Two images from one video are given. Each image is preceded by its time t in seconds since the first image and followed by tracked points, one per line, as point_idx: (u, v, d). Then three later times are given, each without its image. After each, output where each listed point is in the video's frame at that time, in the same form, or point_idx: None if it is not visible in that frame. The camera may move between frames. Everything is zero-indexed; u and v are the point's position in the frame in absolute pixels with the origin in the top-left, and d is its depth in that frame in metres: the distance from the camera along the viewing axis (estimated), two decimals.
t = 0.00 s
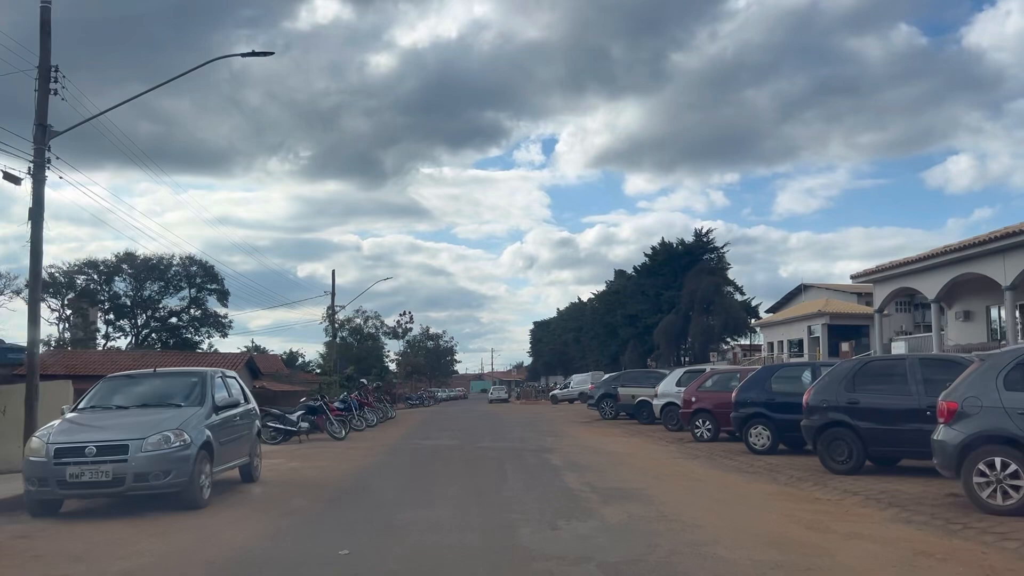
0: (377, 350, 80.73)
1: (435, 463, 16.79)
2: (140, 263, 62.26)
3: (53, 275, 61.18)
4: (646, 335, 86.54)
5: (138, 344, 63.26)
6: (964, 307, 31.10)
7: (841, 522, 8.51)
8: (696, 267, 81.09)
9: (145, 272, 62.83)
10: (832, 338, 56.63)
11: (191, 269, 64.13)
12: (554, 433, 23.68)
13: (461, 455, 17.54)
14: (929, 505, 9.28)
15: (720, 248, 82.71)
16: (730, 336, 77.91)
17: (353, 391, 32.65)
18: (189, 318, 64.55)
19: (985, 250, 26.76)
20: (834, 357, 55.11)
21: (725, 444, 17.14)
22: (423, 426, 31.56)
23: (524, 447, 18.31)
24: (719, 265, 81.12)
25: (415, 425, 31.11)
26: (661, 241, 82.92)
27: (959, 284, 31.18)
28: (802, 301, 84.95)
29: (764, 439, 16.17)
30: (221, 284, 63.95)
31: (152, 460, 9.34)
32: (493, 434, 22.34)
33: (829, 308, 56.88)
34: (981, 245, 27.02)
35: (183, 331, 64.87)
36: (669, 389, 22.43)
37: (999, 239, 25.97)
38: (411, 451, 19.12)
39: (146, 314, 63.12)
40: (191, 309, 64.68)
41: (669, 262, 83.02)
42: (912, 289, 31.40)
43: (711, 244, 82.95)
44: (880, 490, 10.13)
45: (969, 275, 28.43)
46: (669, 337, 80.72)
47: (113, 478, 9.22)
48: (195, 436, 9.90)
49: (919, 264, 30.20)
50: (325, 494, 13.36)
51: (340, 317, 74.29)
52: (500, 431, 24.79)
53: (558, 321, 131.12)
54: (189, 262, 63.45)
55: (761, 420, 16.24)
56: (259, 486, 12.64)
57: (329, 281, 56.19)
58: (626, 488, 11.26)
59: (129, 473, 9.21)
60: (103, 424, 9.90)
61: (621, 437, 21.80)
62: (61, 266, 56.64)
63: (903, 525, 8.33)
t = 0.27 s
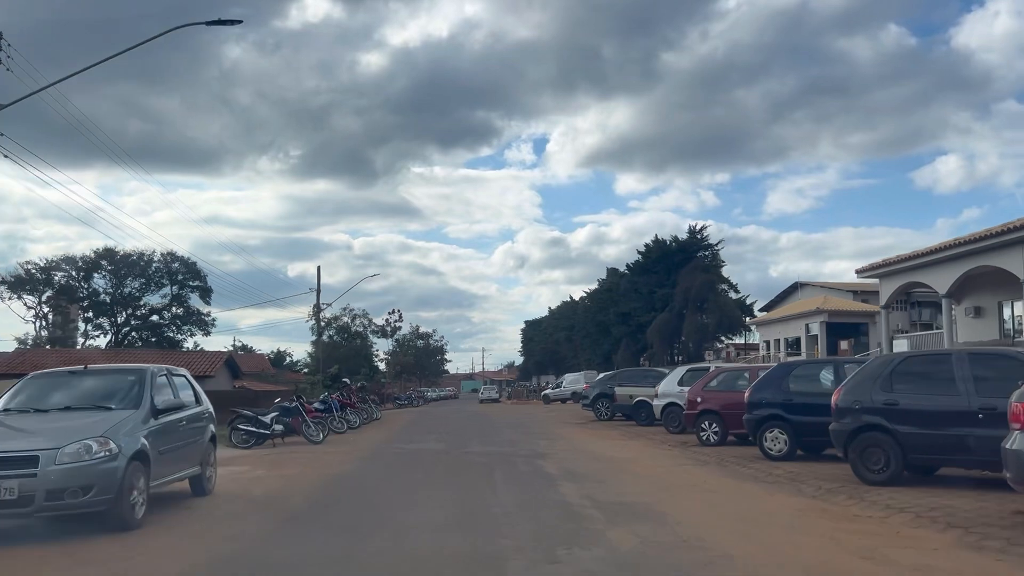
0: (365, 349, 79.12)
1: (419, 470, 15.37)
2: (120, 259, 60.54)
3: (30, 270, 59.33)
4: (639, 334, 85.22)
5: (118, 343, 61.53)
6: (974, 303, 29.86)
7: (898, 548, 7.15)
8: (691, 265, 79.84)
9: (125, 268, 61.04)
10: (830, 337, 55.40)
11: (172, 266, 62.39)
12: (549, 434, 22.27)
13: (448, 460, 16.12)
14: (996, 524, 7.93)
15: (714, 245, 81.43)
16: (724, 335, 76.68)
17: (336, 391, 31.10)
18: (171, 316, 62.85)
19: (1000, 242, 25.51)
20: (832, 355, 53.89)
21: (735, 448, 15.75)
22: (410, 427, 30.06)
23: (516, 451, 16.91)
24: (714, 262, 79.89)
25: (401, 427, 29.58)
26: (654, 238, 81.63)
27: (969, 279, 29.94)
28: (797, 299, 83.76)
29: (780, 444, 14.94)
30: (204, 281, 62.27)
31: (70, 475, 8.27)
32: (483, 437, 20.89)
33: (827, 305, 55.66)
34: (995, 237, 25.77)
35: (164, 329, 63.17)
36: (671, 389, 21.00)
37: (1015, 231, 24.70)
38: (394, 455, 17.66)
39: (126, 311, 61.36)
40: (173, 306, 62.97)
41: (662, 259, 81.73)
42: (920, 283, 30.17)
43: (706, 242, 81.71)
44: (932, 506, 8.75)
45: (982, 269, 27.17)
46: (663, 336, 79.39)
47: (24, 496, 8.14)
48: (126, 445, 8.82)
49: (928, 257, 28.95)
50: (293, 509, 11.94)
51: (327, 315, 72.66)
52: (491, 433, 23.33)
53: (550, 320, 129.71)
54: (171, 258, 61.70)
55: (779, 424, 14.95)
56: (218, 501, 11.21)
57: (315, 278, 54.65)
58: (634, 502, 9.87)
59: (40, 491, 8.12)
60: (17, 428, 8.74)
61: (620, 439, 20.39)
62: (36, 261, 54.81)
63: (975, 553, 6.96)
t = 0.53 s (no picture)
0: (354, 347, 77.53)
1: (401, 479, 13.90)
2: (100, 255, 58.79)
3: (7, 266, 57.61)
4: (634, 332, 83.78)
5: (98, 341, 59.73)
6: (988, 299, 28.56)
7: None
8: (686, 262, 78.51)
9: (106, 264, 59.31)
10: (830, 335, 54.13)
11: (155, 262, 60.68)
12: (545, 437, 20.79)
13: (433, 468, 14.63)
14: None
15: (710, 242, 80.06)
16: (720, 333, 75.36)
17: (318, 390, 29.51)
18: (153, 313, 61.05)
19: (1019, 233, 24.21)
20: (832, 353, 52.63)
21: (751, 455, 14.29)
22: (396, 430, 28.45)
23: (509, 457, 15.44)
24: (709, 260, 78.57)
25: (387, 430, 27.98)
26: (649, 235, 80.25)
27: (983, 273, 28.63)
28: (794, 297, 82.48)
29: (806, 450, 14.18)
30: (187, 277, 60.52)
31: None
32: (473, 441, 19.36)
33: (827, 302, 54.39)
34: (1014, 227, 24.46)
35: (147, 327, 61.49)
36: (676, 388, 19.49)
37: None
38: (376, 462, 16.15)
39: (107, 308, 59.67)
40: (155, 304, 61.20)
41: (657, 256, 80.33)
42: (932, 276, 28.89)
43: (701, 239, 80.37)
44: (1006, 528, 7.36)
45: (999, 261, 25.86)
46: (657, 335, 78.01)
47: None
48: (29, 458, 7.60)
49: (940, 249, 27.65)
50: (258, 523, 10.51)
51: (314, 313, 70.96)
52: (482, 436, 21.84)
53: (542, 319, 128.28)
54: (153, 254, 59.99)
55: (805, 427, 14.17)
56: (160, 518, 9.70)
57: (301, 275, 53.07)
58: (648, 518, 8.49)
59: None
60: None
61: (621, 443, 18.91)
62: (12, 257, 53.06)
63: None
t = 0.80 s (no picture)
0: (344, 346, 75.95)
1: (380, 491, 12.58)
2: (82, 250, 57.15)
3: None
4: (630, 331, 82.43)
5: (81, 339, 58.00)
6: (1007, 294, 27.23)
7: None
8: (683, 259, 77.15)
9: (88, 259, 57.65)
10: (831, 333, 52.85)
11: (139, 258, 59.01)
12: (541, 441, 19.42)
13: (418, 476, 13.31)
14: None
15: (707, 239, 78.68)
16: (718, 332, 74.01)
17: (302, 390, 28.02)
18: (138, 311, 59.36)
19: None
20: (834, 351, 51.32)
21: (769, 462, 12.97)
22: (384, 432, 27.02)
23: (501, 464, 14.13)
24: (707, 256, 77.21)
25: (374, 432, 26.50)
26: (645, 232, 78.86)
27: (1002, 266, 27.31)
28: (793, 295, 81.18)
29: (840, 457, 13.17)
30: (172, 274, 58.84)
31: None
32: (463, 445, 17.99)
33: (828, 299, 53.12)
34: None
35: (131, 325, 59.83)
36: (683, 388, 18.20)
37: None
38: (356, 469, 14.81)
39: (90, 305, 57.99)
40: (139, 301, 59.51)
41: (653, 254, 78.98)
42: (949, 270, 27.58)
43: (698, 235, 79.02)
44: None
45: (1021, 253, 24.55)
46: (654, 333, 76.63)
47: None
48: None
49: (958, 241, 26.34)
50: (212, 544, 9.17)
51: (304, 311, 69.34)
52: (474, 439, 20.44)
53: (537, 318, 126.81)
54: (137, 250, 58.33)
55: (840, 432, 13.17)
56: (91, 543, 8.40)
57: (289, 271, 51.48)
58: (663, 544, 7.20)
59: None
60: None
61: (623, 447, 17.56)
62: None
63: None
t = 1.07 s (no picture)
0: (336, 345, 74.37)
1: (364, 504, 11.19)
2: (66, 246, 55.54)
3: None
4: (628, 330, 80.99)
5: (64, 337, 56.36)
6: None
7: None
8: (682, 256, 75.72)
9: (72, 256, 56.05)
10: (836, 331, 51.45)
11: (124, 254, 57.38)
12: (539, 445, 18.02)
13: (404, 486, 11.94)
14: None
15: (707, 236, 77.26)
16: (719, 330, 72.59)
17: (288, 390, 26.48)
18: (123, 308, 57.75)
19: None
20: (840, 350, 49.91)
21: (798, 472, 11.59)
22: (372, 434, 25.54)
23: (497, 472, 12.77)
24: (706, 254, 75.78)
25: (363, 434, 25.01)
26: (643, 229, 77.46)
27: None
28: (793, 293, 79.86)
29: (889, 467, 12.35)
30: (159, 270, 57.23)
31: None
32: (455, 450, 16.58)
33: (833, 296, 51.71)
34: None
35: (116, 323, 58.20)
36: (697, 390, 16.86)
37: None
38: (337, 478, 13.43)
39: (73, 302, 56.37)
40: (125, 298, 57.89)
41: (652, 251, 77.59)
42: (972, 263, 26.19)
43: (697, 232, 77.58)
44: None
45: None
46: (653, 332, 75.17)
47: None
48: None
49: (984, 233, 24.95)
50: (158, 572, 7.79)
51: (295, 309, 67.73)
52: (468, 443, 19.00)
53: (533, 317, 125.24)
54: (122, 246, 56.72)
55: (883, 441, 12.36)
56: None
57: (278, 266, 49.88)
58: None
59: None
60: None
61: (629, 452, 16.16)
62: None
63: None
